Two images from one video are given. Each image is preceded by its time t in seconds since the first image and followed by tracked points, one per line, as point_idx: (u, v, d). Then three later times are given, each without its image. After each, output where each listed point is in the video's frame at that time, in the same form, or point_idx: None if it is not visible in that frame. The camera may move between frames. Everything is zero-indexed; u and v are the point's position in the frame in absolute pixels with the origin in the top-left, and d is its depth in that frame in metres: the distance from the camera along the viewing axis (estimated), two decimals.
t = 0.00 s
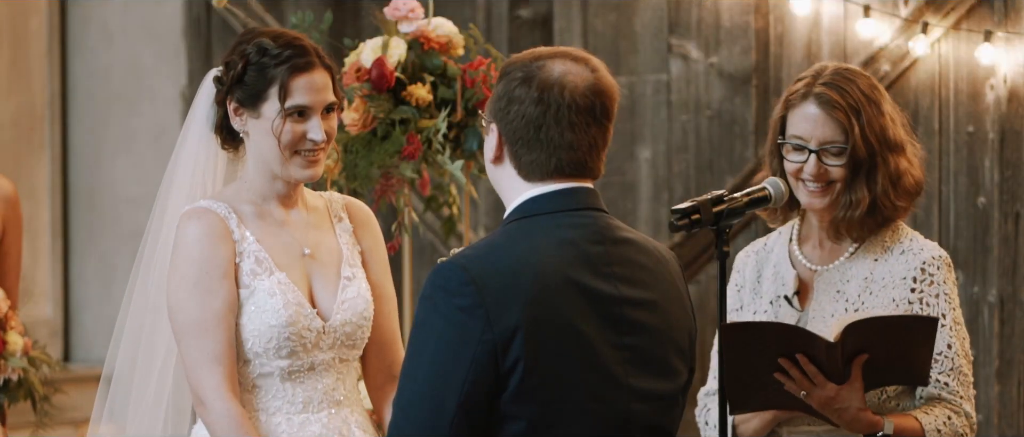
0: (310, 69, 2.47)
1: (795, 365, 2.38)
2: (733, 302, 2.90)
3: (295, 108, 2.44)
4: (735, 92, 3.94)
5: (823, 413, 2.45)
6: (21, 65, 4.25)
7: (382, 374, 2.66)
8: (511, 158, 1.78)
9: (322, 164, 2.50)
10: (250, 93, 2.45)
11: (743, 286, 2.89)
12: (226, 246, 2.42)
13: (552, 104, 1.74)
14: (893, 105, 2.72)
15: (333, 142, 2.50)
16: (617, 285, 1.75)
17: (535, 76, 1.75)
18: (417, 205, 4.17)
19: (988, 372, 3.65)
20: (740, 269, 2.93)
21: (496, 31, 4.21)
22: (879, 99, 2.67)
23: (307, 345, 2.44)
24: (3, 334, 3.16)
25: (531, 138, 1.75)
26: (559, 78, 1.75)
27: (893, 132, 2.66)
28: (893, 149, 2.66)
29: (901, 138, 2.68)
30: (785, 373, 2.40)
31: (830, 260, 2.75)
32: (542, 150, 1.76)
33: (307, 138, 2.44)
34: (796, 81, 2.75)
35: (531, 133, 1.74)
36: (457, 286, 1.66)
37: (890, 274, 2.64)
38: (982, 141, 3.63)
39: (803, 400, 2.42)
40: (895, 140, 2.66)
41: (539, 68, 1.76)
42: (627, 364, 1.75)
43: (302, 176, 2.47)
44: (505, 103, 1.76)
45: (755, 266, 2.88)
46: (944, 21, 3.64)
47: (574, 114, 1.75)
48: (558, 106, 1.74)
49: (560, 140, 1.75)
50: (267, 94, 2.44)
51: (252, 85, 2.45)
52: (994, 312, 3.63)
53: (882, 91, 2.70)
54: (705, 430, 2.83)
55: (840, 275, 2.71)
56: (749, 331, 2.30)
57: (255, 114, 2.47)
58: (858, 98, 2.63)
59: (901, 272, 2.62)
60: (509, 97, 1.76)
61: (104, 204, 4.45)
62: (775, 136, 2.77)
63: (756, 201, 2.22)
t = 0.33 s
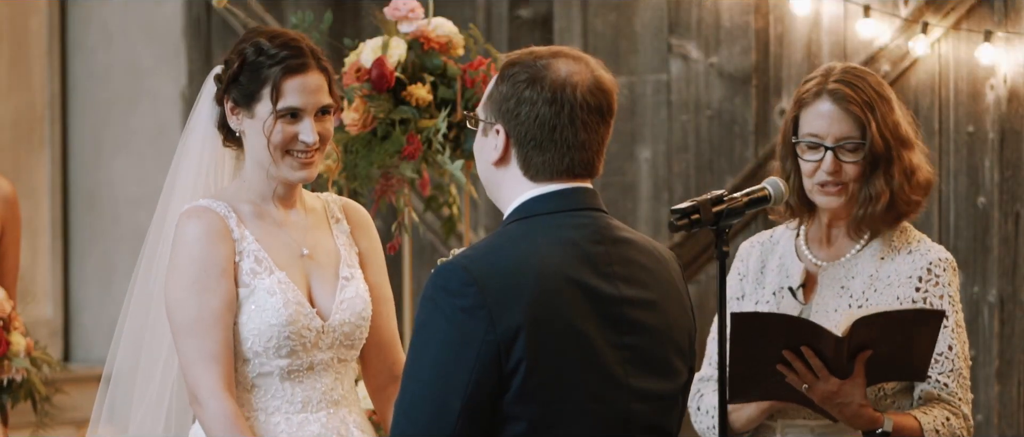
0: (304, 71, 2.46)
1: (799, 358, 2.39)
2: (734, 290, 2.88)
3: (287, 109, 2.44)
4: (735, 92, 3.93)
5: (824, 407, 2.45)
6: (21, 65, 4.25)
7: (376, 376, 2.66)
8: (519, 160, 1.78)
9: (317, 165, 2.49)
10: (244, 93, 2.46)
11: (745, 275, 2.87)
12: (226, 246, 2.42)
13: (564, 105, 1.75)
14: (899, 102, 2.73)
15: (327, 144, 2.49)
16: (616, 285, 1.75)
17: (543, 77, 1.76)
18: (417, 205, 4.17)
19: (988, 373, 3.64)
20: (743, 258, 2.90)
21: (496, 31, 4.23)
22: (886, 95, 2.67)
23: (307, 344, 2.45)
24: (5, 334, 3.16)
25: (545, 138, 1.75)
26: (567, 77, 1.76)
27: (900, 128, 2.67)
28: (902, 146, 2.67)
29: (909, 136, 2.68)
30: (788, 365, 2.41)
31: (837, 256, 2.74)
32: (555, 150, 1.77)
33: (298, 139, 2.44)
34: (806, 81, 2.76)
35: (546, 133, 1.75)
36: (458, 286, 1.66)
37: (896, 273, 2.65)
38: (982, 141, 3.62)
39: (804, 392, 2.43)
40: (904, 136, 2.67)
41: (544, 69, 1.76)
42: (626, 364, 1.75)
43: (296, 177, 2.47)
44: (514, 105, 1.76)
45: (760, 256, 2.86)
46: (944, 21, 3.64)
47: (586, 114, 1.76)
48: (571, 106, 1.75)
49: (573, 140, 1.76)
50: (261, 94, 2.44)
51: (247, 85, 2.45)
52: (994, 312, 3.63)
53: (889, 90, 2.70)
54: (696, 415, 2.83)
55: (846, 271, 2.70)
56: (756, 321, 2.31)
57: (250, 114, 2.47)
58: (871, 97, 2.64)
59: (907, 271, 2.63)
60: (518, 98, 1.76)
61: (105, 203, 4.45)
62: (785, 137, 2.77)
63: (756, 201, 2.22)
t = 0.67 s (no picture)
0: (299, 67, 2.46)
1: (801, 393, 2.37)
2: (732, 293, 2.89)
3: (284, 107, 2.43)
4: (735, 92, 3.93)
5: None
6: (21, 66, 4.25)
7: (377, 380, 2.66)
8: (518, 160, 1.78)
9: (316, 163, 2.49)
10: (240, 91, 2.46)
11: (742, 278, 2.88)
12: (222, 247, 2.42)
13: (564, 105, 1.75)
14: (902, 104, 2.74)
15: (326, 141, 2.49)
16: (614, 285, 1.75)
17: (542, 77, 1.76)
18: (418, 205, 4.17)
19: (988, 373, 3.64)
20: (741, 261, 2.92)
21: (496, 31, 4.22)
22: (886, 97, 2.68)
23: (300, 347, 2.45)
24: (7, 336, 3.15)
25: (543, 138, 1.75)
26: (567, 78, 1.76)
27: (895, 129, 2.67)
28: (902, 147, 2.67)
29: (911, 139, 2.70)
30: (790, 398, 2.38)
31: (832, 259, 2.75)
32: (554, 150, 1.77)
33: (295, 136, 2.44)
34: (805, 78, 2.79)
35: (544, 134, 1.75)
36: (453, 285, 1.65)
37: (892, 278, 2.64)
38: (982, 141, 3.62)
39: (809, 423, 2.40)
40: (898, 138, 2.67)
41: (544, 69, 1.76)
42: (623, 364, 1.75)
43: (296, 174, 2.47)
44: (513, 105, 1.76)
45: (756, 259, 2.88)
46: (944, 21, 3.64)
47: (586, 114, 1.77)
48: (571, 107, 1.75)
49: (572, 140, 1.76)
50: (256, 92, 2.45)
51: (242, 84, 2.46)
52: (994, 312, 3.63)
53: (899, 92, 2.73)
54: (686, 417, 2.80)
55: (841, 274, 2.71)
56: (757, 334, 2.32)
57: (247, 112, 2.47)
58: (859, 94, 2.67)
59: (904, 277, 2.62)
60: (518, 98, 1.76)
61: (105, 203, 4.45)
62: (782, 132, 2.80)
63: (756, 201, 2.22)
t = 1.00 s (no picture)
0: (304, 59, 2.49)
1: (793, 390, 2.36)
2: (731, 293, 2.91)
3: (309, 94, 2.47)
4: (735, 92, 3.93)
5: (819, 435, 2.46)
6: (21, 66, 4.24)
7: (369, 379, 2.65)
8: (505, 159, 1.79)
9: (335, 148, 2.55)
10: (253, 94, 2.44)
11: (739, 278, 2.89)
12: (219, 262, 2.41)
13: (554, 108, 1.75)
14: (908, 107, 2.75)
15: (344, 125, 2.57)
16: (595, 286, 1.75)
17: (535, 78, 1.76)
18: (417, 205, 4.17)
19: (988, 372, 3.64)
20: (739, 261, 2.92)
21: (496, 31, 4.22)
22: (891, 95, 2.70)
23: (294, 359, 2.44)
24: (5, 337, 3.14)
25: (532, 138, 1.76)
26: (560, 80, 1.76)
27: (898, 129, 2.68)
28: (896, 146, 2.67)
29: (911, 141, 2.70)
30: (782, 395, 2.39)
31: (827, 259, 2.75)
32: (542, 151, 1.77)
33: (325, 122, 2.49)
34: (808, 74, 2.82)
35: (534, 134, 1.75)
36: (430, 285, 1.66)
37: (886, 279, 2.63)
38: (982, 141, 3.63)
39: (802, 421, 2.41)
40: (899, 138, 2.68)
41: (537, 70, 1.76)
42: (603, 365, 1.75)
43: (325, 162, 2.49)
44: (504, 104, 1.77)
45: (754, 260, 2.88)
46: (944, 21, 3.65)
47: (576, 117, 1.77)
48: (562, 110, 1.76)
49: (561, 143, 1.77)
50: (277, 88, 2.45)
51: (254, 85, 2.44)
52: (994, 312, 3.63)
53: (898, 95, 2.72)
54: (689, 419, 2.82)
55: (836, 275, 2.71)
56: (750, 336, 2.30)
57: (265, 112, 2.46)
58: (864, 90, 2.68)
59: (897, 278, 2.62)
60: (509, 98, 1.76)
61: (104, 204, 4.43)
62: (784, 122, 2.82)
63: (756, 201, 2.22)
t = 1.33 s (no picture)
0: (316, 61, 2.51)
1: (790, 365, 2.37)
2: (729, 295, 2.89)
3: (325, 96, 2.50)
4: (735, 92, 3.93)
5: (817, 414, 2.44)
6: (20, 66, 4.24)
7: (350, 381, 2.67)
8: (485, 160, 1.80)
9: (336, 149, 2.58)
10: (270, 92, 2.44)
11: (738, 279, 2.88)
12: (224, 260, 2.39)
13: (535, 109, 1.76)
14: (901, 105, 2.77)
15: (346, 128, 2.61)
16: (576, 288, 1.75)
17: (518, 80, 1.77)
18: (417, 205, 4.17)
19: (988, 372, 3.65)
20: (737, 263, 2.91)
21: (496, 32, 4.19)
22: (885, 95, 2.71)
23: (298, 358, 2.45)
24: (4, 336, 3.14)
25: (511, 140, 1.77)
26: (543, 82, 1.77)
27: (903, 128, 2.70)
28: (896, 145, 2.68)
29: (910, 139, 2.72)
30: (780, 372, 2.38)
31: (826, 257, 2.74)
32: (520, 152, 1.78)
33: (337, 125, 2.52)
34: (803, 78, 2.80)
35: (513, 136, 1.76)
36: (408, 287, 1.67)
37: (886, 273, 2.63)
38: (981, 141, 3.63)
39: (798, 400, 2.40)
40: (906, 136, 2.70)
41: (520, 72, 1.77)
42: (585, 368, 1.75)
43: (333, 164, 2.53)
44: (485, 105, 1.78)
45: (752, 261, 2.87)
46: (944, 21, 3.65)
47: (557, 120, 1.78)
48: (542, 112, 1.76)
49: (540, 145, 1.77)
50: (295, 88, 2.47)
51: (271, 84, 2.44)
52: (993, 312, 3.63)
53: (891, 92, 2.72)
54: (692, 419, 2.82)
55: (836, 272, 2.71)
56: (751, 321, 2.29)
57: (281, 111, 2.47)
58: (868, 92, 2.68)
59: (898, 271, 2.62)
60: (490, 99, 1.77)
61: (103, 205, 4.43)
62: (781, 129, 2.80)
63: (756, 201, 2.22)
